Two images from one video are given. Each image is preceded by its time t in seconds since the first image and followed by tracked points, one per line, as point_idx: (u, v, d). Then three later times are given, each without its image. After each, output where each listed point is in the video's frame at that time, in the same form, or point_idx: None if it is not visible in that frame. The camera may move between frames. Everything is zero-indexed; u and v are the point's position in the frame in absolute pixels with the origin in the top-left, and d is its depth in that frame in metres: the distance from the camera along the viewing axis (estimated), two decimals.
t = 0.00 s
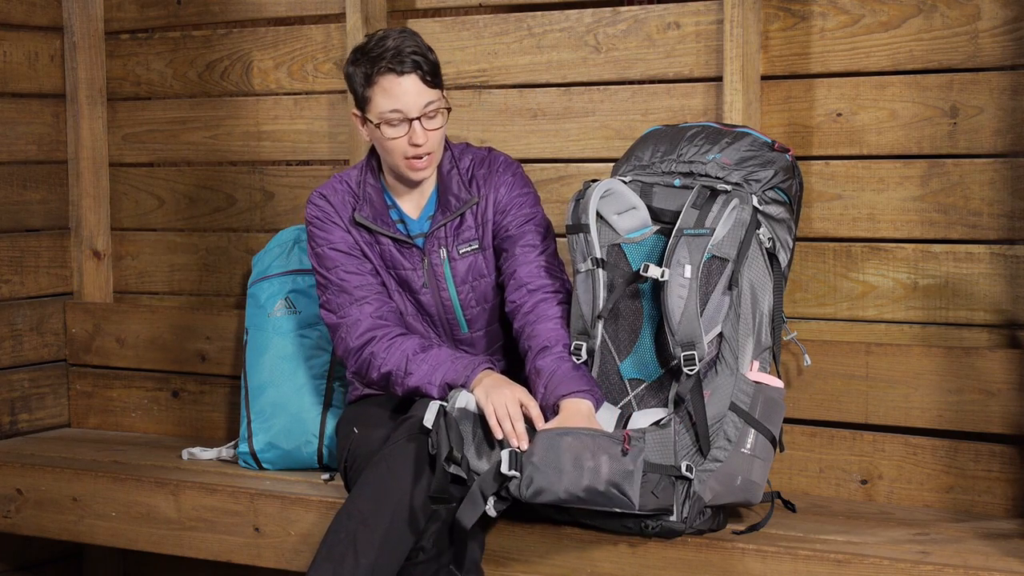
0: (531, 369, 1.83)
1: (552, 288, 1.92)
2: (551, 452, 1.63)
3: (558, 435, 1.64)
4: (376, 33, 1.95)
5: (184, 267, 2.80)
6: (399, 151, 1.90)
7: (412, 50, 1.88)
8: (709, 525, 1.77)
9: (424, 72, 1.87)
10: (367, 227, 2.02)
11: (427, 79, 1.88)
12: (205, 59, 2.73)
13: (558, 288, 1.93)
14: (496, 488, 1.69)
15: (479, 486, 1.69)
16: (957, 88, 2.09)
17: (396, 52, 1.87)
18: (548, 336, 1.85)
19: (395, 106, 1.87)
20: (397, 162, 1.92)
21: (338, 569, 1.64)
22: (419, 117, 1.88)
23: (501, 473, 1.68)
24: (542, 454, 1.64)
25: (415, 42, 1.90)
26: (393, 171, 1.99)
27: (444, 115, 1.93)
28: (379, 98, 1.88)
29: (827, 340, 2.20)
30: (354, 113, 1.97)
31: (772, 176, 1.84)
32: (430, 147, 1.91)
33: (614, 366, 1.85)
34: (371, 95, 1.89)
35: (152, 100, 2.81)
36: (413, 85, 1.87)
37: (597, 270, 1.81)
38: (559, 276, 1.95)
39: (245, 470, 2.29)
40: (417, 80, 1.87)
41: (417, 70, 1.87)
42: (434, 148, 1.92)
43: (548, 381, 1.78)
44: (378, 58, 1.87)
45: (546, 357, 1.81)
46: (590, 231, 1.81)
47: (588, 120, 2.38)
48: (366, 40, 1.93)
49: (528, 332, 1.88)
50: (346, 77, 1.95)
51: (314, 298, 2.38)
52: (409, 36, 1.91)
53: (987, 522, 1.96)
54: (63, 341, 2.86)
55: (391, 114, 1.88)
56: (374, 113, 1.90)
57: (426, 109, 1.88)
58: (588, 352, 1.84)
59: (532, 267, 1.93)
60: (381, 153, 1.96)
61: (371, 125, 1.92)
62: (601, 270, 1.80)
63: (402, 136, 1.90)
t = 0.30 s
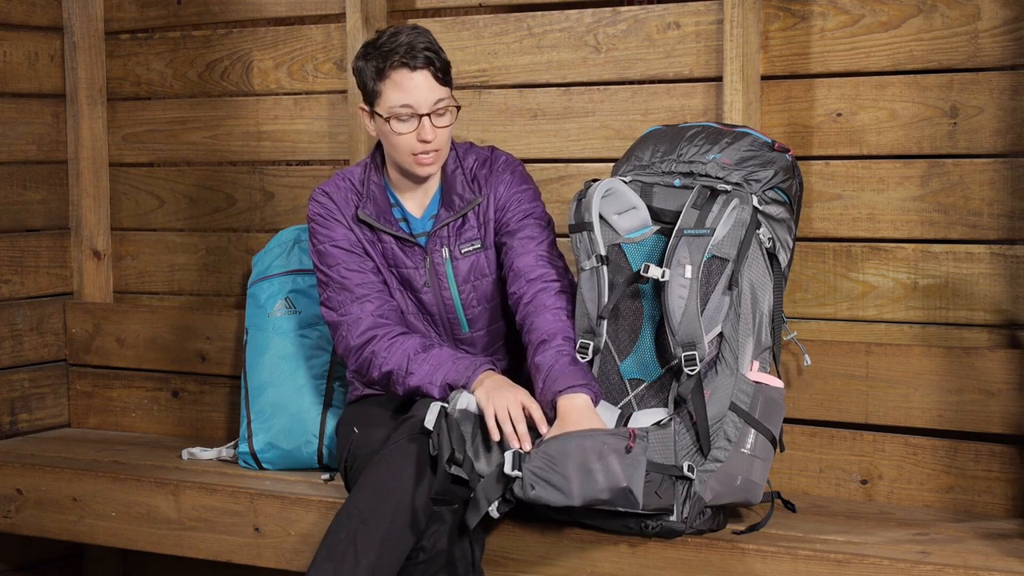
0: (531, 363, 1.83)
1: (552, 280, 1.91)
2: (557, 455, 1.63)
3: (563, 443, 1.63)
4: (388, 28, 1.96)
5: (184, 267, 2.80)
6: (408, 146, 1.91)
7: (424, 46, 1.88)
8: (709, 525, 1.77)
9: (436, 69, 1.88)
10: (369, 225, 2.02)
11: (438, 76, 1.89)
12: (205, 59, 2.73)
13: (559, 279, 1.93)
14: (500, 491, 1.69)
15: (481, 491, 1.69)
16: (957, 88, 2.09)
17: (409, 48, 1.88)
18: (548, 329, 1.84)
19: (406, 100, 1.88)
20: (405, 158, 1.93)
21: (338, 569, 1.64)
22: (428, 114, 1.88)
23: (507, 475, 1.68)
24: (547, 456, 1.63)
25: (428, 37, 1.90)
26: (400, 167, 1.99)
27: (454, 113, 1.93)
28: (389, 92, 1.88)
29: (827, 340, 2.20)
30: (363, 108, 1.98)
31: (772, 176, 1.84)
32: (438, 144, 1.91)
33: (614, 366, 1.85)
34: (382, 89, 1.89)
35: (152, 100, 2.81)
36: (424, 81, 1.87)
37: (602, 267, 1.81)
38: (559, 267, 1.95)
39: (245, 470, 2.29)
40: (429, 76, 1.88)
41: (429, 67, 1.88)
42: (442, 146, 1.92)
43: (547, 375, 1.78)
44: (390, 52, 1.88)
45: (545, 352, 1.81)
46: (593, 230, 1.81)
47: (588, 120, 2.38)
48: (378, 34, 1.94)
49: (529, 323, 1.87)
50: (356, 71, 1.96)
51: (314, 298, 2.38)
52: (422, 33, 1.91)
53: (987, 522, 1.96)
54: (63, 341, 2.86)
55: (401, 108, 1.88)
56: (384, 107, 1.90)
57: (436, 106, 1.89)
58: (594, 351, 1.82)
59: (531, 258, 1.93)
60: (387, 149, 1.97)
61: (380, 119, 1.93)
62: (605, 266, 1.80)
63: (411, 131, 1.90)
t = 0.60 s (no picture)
0: (533, 359, 1.82)
1: (553, 278, 1.91)
2: (560, 448, 1.63)
3: (569, 437, 1.63)
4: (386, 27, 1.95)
5: (184, 267, 2.80)
6: (402, 147, 1.90)
7: (421, 47, 1.88)
8: (709, 525, 1.77)
9: (432, 70, 1.88)
10: (368, 226, 2.02)
11: (434, 77, 1.89)
12: (205, 59, 2.73)
13: (559, 278, 1.92)
14: (497, 486, 1.68)
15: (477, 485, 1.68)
16: (957, 88, 2.09)
17: (406, 48, 1.88)
18: (550, 325, 1.84)
19: (401, 101, 1.88)
20: (400, 158, 1.93)
21: (338, 569, 1.64)
22: (424, 115, 1.89)
23: (505, 469, 1.67)
24: (551, 450, 1.64)
25: (425, 37, 1.90)
26: (396, 169, 1.99)
27: (449, 114, 1.93)
28: (385, 92, 1.89)
29: (827, 340, 2.20)
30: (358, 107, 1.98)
31: (772, 176, 1.84)
32: (434, 146, 1.91)
33: (614, 366, 1.85)
34: (377, 89, 1.90)
35: (152, 100, 2.81)
36: (420, 82, 1.88)
37: (603, 268, 1.81)
38: (559, 266, 1.95)
39: (245, 470, 2.29)
40: (425, 77, 1.88)
41: (425, 67, 1.88)
42: (437, 148, 1.92)
43: (549, 371, 1.77)
44: (386, 53, 1.88)
45: (548, 348, 1.81)
46: (594, 230, 1.81)
47: (588, 120, 2.38)
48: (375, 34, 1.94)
49: (529, 321, 1.87)
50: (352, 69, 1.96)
51: (314, 298, 2.38)
52: (419, 33, 1.91)
53: (987, 522, 1.96)
54: (63, 341, 2.86)
55: (396, 109, 1.89)
56: (379, 107, 1.90)
57: (432, 107, 1.89)
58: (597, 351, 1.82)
59: (530, 257, 1.93)
60: (382, 147, 1.97)
61: (375, 119, 1.93)
62: (607, 267, 1.81)
63: (406, 132, 1.90)
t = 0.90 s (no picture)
0: (539, 352, 1.83)
1: (555, 276, 1.91)
2: (562, 442, 1.63)
3: (569, 425, 1.64)
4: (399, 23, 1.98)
5: (184, 267, 2.80)
6: (389, 132, 1.90)
7: (424, 39, 1.90)
8: (709, 525, 1.77)
9: (430, 62, 1.89)
10: (368, 225, 2.02)
11: (432, 69, 1.90)
12: (205, 59, 2.73)
13: (562, 276, 1.92)
14: (494, 478, 1.67)
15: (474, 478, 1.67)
16: (957, 88, 2.09)
17: (408, 37, 1.89)
18: (555, 320, 1.84)
19: (395, 85, 1.88)
20: (386, 144, 1.93)
21: (338, 569, 1.64)
22: (415, 102, 1.89)
23: (505, 463, 1.66)
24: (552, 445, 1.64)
25: (431, 32, 1.91)
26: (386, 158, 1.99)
27: (444, 109, 1.93)
28: (381, 76, 1.89)
29: (827, 340, 2.20)
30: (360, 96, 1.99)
31: (772, 176, 1.84)
32: (421, 134, 1.91)
33: (615, 366, 1.85)
34: (375, 74, 1.91)
35: (152, 100, 2.81)
36: (416, 70, 1.88)
37: (607, 268, 1.82)
38: (560, 265, 1.95)
39: (245, 470, 2.29)
40: (422, 67, 1.89)
41: (423, 58, 1.89)
42: (425, 138, 1.92)
43: (556, 362, 1.78)
44: (388, 39, 1.90)
45: (555, 342, 1.81)
46: (595, 231, 1.81)
47: (588, 120, 2.38)
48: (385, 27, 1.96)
49: (531, 319, 1.87)
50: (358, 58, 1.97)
51: (314, 298, 2.38)
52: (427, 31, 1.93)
53: (987, 522, 1.96)
54: (63, 341, 2.86)
55: (388, 92, 1.89)
56: (374, 91, 1.91)
57: (424, 95, 1.89)
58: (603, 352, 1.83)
59: (530, 255, 1.93)
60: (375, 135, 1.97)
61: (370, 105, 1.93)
62: (610, 267, 1.81)
63: (396, 118, 1.90)
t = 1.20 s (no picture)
0: (538, 354, 1.83)
1: (556, 278, 1.91)
2: (562, 441, 1.63)
3: (569, 424, 1.64)
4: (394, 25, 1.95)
5: (184, 267, 2.80)
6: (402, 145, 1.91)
7: (429, 47, 1.88)
8: (709, 525, 1.77)
9: (438, 71, 1.88)
10: (370, 225, 2.02)
11: (440, 78, 1.89)
12: (205, 59, 2.73)
13: (562, 277, 1.92)
14: (495, 481, 1.67)
15: (474, 481, 1.67)
16: (957, 88, 2.09)
17: (413, 48, 1.87)
18: (555, 322, 1.85)
19: (405, 99, 1.88)
20: (399, 156, 1.93)
21: (339, 569, 1.64)
22: (426, 115, 1.89)
23: (505, 465, 1.66)
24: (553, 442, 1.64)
25: (433, 38, 1.90)
26: (394, 164, 1.99)
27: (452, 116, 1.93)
28: (390, 89, 1.88)
29: (827, 340, 2.20)
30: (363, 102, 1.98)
31: (772, 176, 1.84)
32: (434, 146, 1.91)
33: (615, 366, 1.85)
34: (382, 86, 1.89)
35: (152, 100, 2.81)
36: (425, 82, 1.87)
37: (605, 269, 1.82)
38: (561, 265, 1.95)
39: (245, 470, 2.29)
40: (430, 77, 1.88)
41: (431, 68, 1.88)
42: (436, 148, 1.92)
43: (556, 365, 1.78)
44: (394, 49, 1.88)
45: (555, 344, 1.81)
46: (594, 231, 1.81)
47: (588, 120, 2.38)
48: (383, 31, 1.93)
49: (532, 320, 1.87)
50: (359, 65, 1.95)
51: (314, 298, 2.38)
52: (428, 33, 1.91)
53: (987, 522, 1.96)
54: (63, 341, 2.86)
55: (398, 106, 1.88)
56: (383, 103, 1.90)
57: (434, 107, 1.89)
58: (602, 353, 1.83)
59: (532, 256, 1.93)
60: (384, 145, 1.97)
61: (378, 115, 1.92)
62: (608, 269, 1.81)
63: (408, 131, 1.90)
